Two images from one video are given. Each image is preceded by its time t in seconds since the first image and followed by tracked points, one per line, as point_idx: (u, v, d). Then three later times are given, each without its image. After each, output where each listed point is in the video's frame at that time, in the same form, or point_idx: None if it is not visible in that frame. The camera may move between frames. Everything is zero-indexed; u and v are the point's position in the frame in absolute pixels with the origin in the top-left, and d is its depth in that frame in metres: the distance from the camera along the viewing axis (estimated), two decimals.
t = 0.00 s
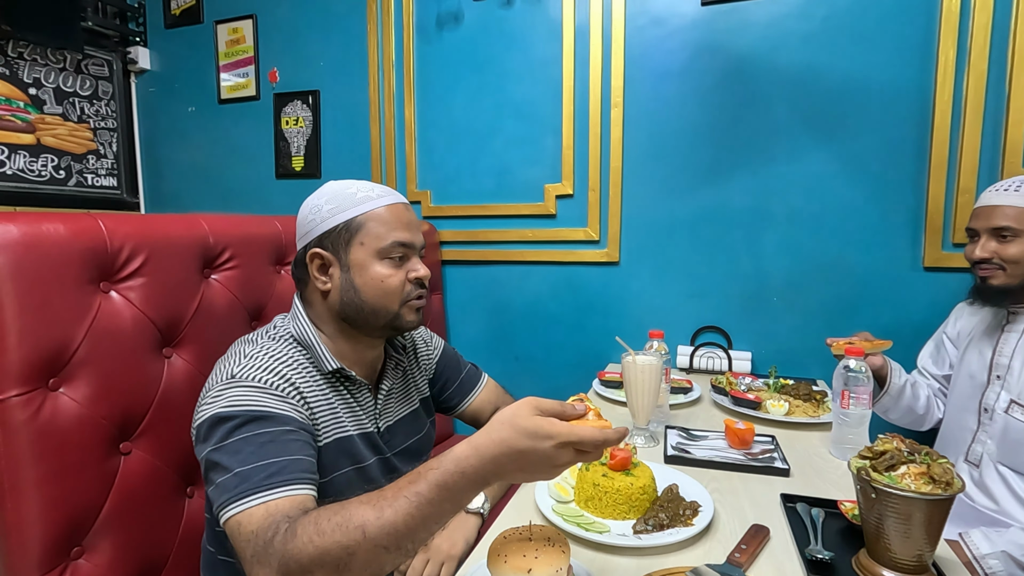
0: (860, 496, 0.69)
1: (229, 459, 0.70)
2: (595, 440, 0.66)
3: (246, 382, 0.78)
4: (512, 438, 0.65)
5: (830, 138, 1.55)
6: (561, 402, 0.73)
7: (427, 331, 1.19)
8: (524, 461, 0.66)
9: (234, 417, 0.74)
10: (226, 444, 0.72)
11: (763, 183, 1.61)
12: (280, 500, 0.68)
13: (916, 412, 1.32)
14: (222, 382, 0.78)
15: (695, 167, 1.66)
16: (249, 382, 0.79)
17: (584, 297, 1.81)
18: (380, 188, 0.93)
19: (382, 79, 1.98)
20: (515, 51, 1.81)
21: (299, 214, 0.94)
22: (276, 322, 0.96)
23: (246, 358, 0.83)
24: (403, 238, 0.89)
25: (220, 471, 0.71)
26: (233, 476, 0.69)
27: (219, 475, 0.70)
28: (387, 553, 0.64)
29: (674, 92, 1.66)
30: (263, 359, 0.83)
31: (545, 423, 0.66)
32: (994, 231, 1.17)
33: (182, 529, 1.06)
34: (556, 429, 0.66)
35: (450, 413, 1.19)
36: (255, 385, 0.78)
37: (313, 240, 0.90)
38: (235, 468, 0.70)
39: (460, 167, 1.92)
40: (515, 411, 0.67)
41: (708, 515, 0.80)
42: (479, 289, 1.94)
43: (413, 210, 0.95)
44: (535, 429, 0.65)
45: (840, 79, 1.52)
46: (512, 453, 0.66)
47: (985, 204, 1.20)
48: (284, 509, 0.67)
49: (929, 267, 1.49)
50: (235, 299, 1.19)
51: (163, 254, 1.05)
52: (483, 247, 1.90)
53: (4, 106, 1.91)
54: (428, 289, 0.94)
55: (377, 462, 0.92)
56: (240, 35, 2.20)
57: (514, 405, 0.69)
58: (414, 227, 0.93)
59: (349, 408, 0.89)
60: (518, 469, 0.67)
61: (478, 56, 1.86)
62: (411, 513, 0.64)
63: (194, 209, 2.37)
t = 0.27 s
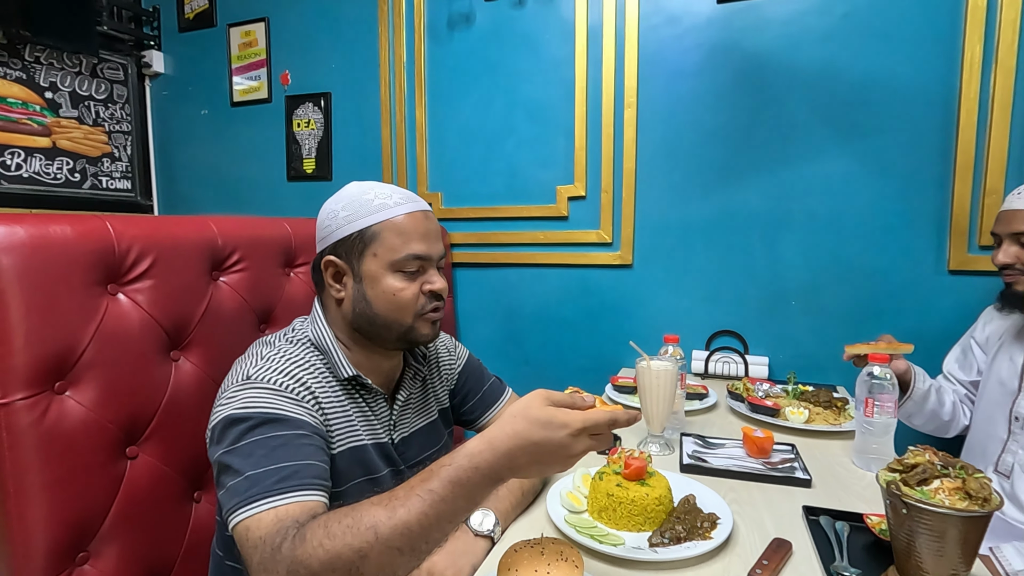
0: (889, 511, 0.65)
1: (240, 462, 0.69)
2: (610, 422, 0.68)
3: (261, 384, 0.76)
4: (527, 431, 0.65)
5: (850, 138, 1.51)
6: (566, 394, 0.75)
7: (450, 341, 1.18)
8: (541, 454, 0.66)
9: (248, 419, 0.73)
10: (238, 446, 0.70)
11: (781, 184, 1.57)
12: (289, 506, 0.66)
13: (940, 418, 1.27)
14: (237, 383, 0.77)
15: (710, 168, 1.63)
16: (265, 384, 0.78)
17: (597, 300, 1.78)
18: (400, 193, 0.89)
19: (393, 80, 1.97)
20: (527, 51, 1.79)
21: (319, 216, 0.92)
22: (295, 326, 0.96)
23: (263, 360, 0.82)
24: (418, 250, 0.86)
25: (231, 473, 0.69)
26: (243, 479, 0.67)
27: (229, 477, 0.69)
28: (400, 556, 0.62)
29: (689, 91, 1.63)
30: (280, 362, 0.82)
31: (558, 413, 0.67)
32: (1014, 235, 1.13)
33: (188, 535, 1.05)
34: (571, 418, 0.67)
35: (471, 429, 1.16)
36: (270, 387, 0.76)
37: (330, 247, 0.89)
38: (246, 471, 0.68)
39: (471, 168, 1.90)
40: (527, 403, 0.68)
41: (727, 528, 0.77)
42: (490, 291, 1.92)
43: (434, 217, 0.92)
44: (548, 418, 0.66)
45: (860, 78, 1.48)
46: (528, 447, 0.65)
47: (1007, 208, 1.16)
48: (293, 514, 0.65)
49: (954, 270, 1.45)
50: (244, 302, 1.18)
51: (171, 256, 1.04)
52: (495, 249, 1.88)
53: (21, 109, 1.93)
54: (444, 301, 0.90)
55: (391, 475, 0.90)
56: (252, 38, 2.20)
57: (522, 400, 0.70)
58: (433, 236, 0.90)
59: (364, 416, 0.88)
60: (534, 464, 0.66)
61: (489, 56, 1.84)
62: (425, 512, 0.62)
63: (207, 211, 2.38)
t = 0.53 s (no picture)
0: (920, 533, 0.62)
1: (254, 477, 0.67)
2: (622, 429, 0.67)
3: (280, 396, 0.74)
4: (542, 440, 0.65)
5: (872, 139, 1.46)
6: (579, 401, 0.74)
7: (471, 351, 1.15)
8: (554, 462, 0.65)
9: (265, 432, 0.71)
10: (253, 460, 0.68)
11: (800, 187, 1.53)
12: (301, 527, 0.64)
13: (967, 429, 1.22)
14: (256, 393, 0.75)
15: (727, 170, 1.59)
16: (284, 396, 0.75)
17: (610, 305, 1.75)
18: (427, 203, 0.87)
19: (403, 83, 1.95)
20: (539, 52, 1.76)
21: (344, 223, 0.91)
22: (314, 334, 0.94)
23: (283, 370, 0.80)
24: (443, 261, 0.84)
25: (244, 488, 0.67)
26: (256, 496, 0.65)
27: (242, 492, 0.67)
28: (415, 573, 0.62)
29: (704, 92, 1.59)
30: (300, 372, 0.79)
31: (572, 421, 0.66)
32: None
33: (193, 546, 1.03)
34: (585, 426, 0.66)
35: (487, 442, 1.14)
36: (290, 400, 0.74)
37: (353, 255, 0.87)
38: (259, 488, 0.66)
39: (481, 171, 1.87)
40: (540, 411, 0.68)
41: (749, 550, 0.73)
42: (500, 296, 1.89)
43: (460, 228, 0.89)
44: (563, 426, 0.66)
45: (882, 77, 1.44)
46: (543, 455, 0.65)
47: None
48: (304, 536, 0.63)
49: (982, 276, 1.40)
50: (251, 308, 1.16)
51: (177, 261, 1.03)
52: (505, 253, 1.86)
53: (34, 113, 1.94)
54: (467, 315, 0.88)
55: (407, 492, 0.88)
56: (263, 41, 2.19)
57: (534, 407, 0.70)
58: (458, 248, 0.87)
59: (383, 431, 0.85)
60: (549, 473, 0.66)
61: (501, 58, 1.82)
62: (440, 527, 0.61)
63: (217, 215, 2.37)
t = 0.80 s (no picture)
0: (960, 553, 0.60)
1: (275, 496, 0.65)
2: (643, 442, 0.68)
3: (302, 408, 0.71)
4: (559, 452, 0.65)
5: (896, 139, 1.42)
6: (596, 410, 0.75)
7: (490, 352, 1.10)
8: (573, 477, 0.65)
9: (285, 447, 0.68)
10: (274, 477, 0.66)
11: (820, 189, 1.49)
12: (322, 553, 0.62)
13: (999, 439, 1.16)
14: (277, 404, 0.71)
15: (745, 172, 1.55)
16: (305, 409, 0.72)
17: (623, 309, 1.71)
18: (462, 208, 0.84)
19: (414, 84, 1.93)
20: (552, 52, 1.73)
21: (371, 228, 0.85)
22: (333, 342, 0.89)
23: (303, 379, 0.76)
24: (485, 267, 0.81)
25: (264, 507, 0.65)
26: (277, 517, 0.63)
27: (262, 511, 0.65)
28: None
29: (721, 91, 1.56)
30: (321, 382, 0.76)
31: (591, 432, 0.67)
32: None
33: (200, 553, 1.01)
34: (604, 437, 0.66)
35: (504, 449, 1.09)
36: (311, 412, 0.71)
37: (387, 261, 0.81)
38: (280, 508, 0.64)
39: (493, 173, 1.85)
40: (557, 423, 0.68)
41: (774, 568, 0.70)
42: (511, 299, 1.86)
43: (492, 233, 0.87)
44: (582, 438, 0.66)
45: (907, 76, 1.40)
46: (559, 469, 0.64)
47: None
48: (325, 563, 0.62)
49: (1012, 280, 1.35)
50: (260, 312, 1.15)
51: (184, 264, 1.01)
52: (517, 257, 1.83)
53: (48, 116, 1.95)
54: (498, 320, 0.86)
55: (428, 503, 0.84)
56: (274, 43, 2.18)
57: (548, 418, 0.70)
58: (493, 252, 0.84)
59: (406, 442, 0.81)
60: (568, 488, 0.65)
61: (513, 59, 1.79)
62: (459, 548, 0.61)
63: (228, 217, 2.36)
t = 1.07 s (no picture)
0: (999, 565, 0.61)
1: (290, 516, 0.62)
2: (675, 453, 0.68)
3: (314, 419, 0.68)
4: (588, 466, 0.63)
5: (916, 136, 1.38)
6: (623, 418, 0.73)
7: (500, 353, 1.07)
8: (601, 489, 0.63)
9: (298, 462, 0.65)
10: (288, 495, 0.63)
11: (837, 186, 1.45)
12: None
13: None
14: (287, 415, 0.68)
15: (759, 169, 1.52)
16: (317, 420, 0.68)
17: (634, 310, 1.68)
18: (477, 206, 0.81)
19: (422, 83, 1.91)
20: (562, 49, 1.70)
21: (382, 227, 0.82)
22: (344, 343, 0.86)
23: (313, 387, 0.73)
24: (502, 266, 0.78)
25: (279, 526, 0.62)
26: (294, 539, 0.61)
27: (277, 531, 0.62)
28: None
29: (735, 87, 1.52)
30: (333, 390, 0.73)
31: (621, 444, 0.65)
32: None
33: (203, 558, 0.99)
34: (636, 448, 0.65)
35: (513, 453, 1.06)
36: (325, 424, 0.68)
37: (401, 262, 0.78)
38: (297, 529, 0.61)
39: (501, 172, 1.82)
40: (584, 433, 0.66)
41: None
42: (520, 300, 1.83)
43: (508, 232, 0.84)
44: (612, 451, 0.64)
45: (926, 70, 1.36)
46: (589, 483, 0.63)
47: None
48: None
49: None
50: (264, 311, 1.13)
51: (187, 262, 0.99)
52: (526, 256, 1.80)
53: (57, 116, 1.95)
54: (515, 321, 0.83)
55: (441, 512, 0.82)
56: (281, 42, 2.17)
57: (574, 427, 0.68)
58: (509, 252, 0.81)
59: (419, 450, 0.79)
60: (596, 502, 0.64)
61: (522, 55, 1.77)
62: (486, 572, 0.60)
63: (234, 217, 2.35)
